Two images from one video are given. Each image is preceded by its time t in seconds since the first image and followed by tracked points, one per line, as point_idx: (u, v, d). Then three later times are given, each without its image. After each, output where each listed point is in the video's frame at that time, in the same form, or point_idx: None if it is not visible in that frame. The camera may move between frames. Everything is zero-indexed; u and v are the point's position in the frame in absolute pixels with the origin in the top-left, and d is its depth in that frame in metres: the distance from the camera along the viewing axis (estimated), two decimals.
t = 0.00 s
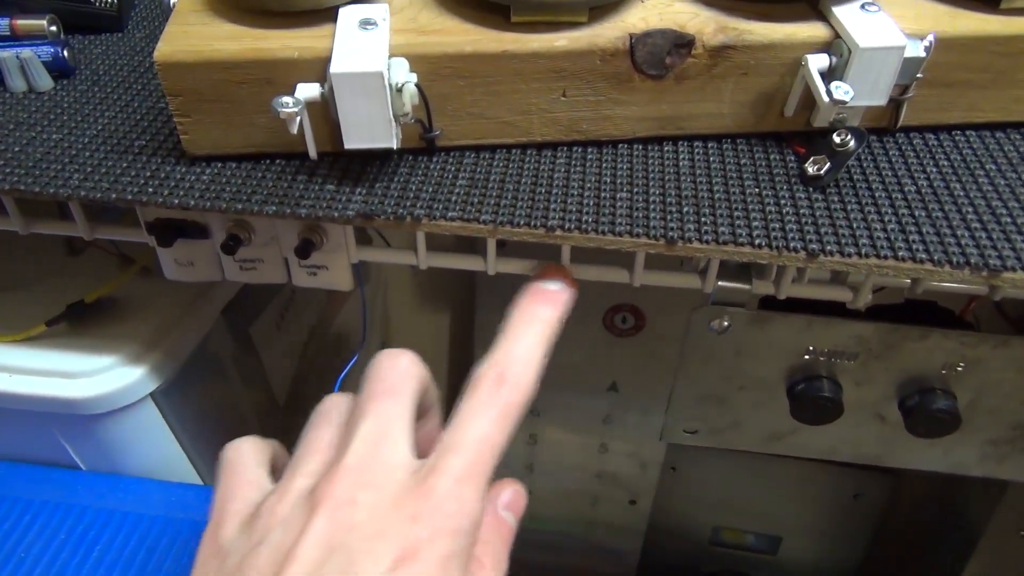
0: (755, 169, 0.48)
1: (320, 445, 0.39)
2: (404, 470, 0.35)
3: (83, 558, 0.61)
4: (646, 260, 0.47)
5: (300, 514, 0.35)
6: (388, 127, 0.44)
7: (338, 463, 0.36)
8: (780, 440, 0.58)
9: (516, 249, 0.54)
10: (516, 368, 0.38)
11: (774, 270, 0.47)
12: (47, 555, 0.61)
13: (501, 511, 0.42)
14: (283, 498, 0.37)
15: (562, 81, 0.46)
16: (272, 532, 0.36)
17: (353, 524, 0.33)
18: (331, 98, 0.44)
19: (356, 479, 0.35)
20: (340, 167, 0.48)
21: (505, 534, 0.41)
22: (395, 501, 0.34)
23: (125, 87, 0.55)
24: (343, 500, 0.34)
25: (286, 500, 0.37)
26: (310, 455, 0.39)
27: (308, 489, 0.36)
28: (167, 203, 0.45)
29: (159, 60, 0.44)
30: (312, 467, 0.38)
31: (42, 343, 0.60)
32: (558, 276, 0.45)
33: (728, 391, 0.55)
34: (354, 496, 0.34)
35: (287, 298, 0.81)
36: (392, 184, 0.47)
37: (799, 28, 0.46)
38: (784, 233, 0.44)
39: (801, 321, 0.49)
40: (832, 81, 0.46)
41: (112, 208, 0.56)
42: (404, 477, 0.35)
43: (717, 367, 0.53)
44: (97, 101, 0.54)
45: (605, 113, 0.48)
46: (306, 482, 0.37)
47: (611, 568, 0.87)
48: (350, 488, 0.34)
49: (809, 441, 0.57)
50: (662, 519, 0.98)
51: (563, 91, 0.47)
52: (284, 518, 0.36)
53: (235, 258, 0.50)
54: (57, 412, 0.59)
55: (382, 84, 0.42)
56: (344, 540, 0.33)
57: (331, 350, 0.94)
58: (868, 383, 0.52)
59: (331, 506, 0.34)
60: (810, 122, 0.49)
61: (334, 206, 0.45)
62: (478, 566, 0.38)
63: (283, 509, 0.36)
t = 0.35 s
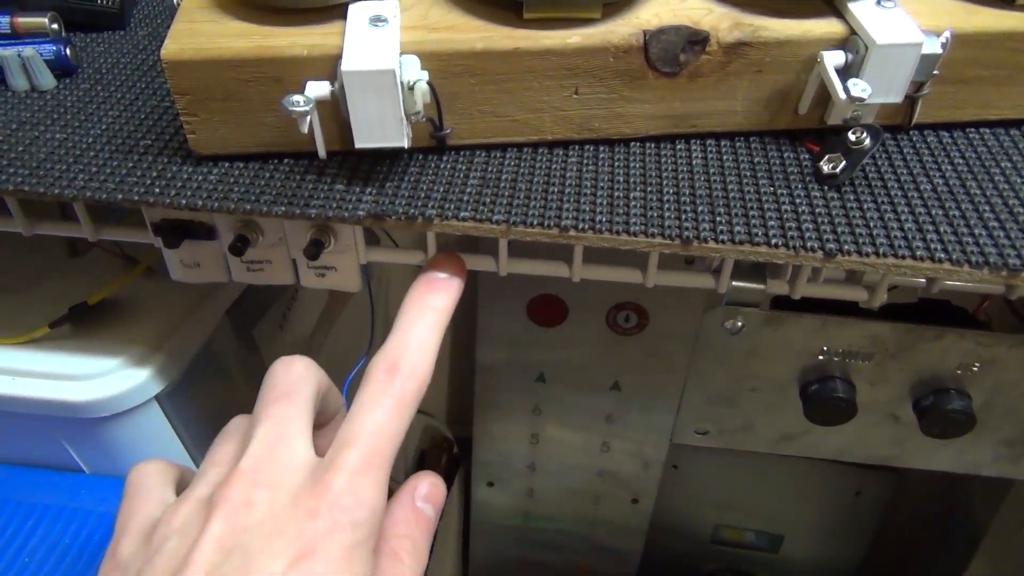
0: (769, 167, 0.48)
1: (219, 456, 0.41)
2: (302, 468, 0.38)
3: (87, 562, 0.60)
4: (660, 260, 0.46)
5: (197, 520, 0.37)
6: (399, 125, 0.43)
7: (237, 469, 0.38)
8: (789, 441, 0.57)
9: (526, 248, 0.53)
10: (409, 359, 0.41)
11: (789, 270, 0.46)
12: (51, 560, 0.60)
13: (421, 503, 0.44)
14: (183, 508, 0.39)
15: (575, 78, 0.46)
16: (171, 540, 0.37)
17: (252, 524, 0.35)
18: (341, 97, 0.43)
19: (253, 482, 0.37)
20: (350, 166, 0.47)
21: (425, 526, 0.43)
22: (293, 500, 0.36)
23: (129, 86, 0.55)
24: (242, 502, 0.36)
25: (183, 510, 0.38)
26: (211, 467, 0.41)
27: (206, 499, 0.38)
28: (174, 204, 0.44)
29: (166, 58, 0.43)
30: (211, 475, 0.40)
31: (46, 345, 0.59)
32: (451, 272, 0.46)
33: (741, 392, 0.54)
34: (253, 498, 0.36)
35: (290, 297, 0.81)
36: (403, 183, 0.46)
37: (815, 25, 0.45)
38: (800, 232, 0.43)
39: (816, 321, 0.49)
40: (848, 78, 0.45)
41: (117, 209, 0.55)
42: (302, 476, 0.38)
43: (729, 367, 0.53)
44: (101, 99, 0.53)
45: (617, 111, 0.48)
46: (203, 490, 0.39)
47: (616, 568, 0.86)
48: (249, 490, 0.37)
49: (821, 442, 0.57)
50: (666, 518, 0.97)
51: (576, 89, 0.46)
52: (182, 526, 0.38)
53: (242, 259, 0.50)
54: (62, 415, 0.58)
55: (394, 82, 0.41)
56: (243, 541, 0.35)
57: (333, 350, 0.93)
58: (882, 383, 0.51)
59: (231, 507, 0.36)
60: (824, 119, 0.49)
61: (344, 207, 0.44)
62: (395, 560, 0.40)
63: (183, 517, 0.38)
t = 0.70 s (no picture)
0: (751, 173, 0.48)
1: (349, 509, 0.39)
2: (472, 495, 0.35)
3: (76, 568, 0.60)
4: (642, 265, 0.47)
5: None
6: (383, 132, 0.44)
7: (365, 548, 0.34)
8: (775, 444, 0.58)
9: (512, 253, 0.54)
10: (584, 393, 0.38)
11: (771, 275, 0.47)
12: (37, 565, 0.60)
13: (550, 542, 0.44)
14: None
15: (559, 85, 0.46)
16: None
17: None
18: (326, 103, 0.43)
19: None
20: (336, 172, 0.47)
21: None
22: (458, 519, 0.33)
23: (116, 91, 0.55)
24: None
25: (352, 511, 0.38)
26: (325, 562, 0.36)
27: None
28: (160, 210, 0.44)
29: (151, 65, 0.43)
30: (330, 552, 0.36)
31: (34, 349, 0.59)
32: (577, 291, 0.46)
33: (726, 396, 0.55)
34: None
35: (281, 300, 0.81)
36: (388, 189, 0.46)
37: (796, 32, 0.46)
38: (781, 238, 0.44)
39: (798, 326, 0.49)
40: (829, 86, 0.46)
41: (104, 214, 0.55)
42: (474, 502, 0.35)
43: (714, 371, 0.53)
44: (88, 105, 0.53)
45: (602, 118, 0.48)
46: (327, 573, 0.35)
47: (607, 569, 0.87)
48: None
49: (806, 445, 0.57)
50: (658, 519, 0.98)
51: (560, 96, 0.46)
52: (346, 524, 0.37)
53: (228, 264, 0.50)
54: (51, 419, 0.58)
55: (378, 90, 0.42)
56: None
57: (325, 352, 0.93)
58: (864, 387, 0.52)
59: None
60: (807, 126, 0.49)
61: (329, 212, 0.45)
62: None
63: None
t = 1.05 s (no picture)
0: (728, 175, 0.49)
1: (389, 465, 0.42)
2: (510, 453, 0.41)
3: (61, 568, 0.60)
4: (620, 266, 0.47)
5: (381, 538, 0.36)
6: (361, 136, 0.44)
7: (410, 491, 0.38)
8: (756, 443, 0.58)
9: (493, 255, 0.54)
10: (614, 364, 0.42)
11: (747, 276, 0.47)
12: (23, 565, 0.60)
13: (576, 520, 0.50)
14: (353, 537, 0.37)
15: (536, 88, 0.46)
16: None
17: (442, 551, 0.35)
18: (304, 108, 0.44)
19: (424, 526, 0.36)
20: (316, 175, 0.48)
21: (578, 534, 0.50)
22: (501, 470, 0.38)
23: (100, 95, 0.55)
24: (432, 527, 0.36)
25: (394, 459, 0.41)
26: (368, 507, 0.38)
27: (380, 517, 0.38)
28: (140, 213, 0.45)
29: (130, 70, 0.43)
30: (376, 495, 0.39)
31: (20, 352, 0.59)
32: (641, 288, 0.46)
33: (706, 396, 0.55)
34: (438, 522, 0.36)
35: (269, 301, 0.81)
36: (368, 192, 0.47)
37: (770, 35, 0.46)
38: (755, 239, 0.44)
39: (775, 326, 0.50)
40: (804, 89, 0.46)
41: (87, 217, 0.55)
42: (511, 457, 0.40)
43: (694, 372, 0.54)
44: (71, 109, 0.54)
45: (579, 121, 0.48)
46: (374, 515, 0.38)
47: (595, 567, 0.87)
48: (421, 521, 0.36)
49: (786, 444, 0.58)
50: (647, 517, 0.98)
51: (537, 99, 0.47)
52: (389, 473, 0.40)
53: (210, 268, 0.50)
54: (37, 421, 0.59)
55: (355, 94, 0.42)
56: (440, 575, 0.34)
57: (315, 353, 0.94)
58: (842, 386, 0.52)
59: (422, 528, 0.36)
60: (783, 128, 0.49)
61: (308, 215, 0.45)
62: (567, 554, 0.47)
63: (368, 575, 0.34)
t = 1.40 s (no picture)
0: (709, 172, 0.49)
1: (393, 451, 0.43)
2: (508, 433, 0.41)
3: (51, 568, 0.61)
4: (602, 263, 0.48)
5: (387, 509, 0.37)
6: (343, 136, 0.45)
7: (410, 466, 0.38)
8: (740, 439, 0.59)
9: (479, 253, 0.55)
10: (606, 342, 0.42)
11: (728, 272, 0.48)
12: (14, 565, 0.61)
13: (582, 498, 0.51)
14: (354, 510, 0.38)
15: (517, 87, 0.47)
16: (348, 549, 0.35)
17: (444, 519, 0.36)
18: (286, 108, 0.44)
19: (422, 499, 0.36)
20: (300, 175, 0.48)
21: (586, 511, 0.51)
22: (500, 443, 0.38)
23: (86, 97, 0.55)
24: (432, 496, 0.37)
25: (394, 442, 0.42)
26: (371, 482, 0.39)
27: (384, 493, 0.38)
28: (125, 214, 0.45)
29: (114, 71, 0.44)
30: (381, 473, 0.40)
31: (9, 353, 0.60)
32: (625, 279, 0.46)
33: (690, 392, 0.56)
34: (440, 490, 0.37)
35: (259, 302, 0.82)
36: (351, 191, 0.47)
37: (748, 34, 0.46)
38: (735, 235, 0.45)
39: (755, 322, 0.50)
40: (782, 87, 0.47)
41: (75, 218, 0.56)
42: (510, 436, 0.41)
43: (677, 368, 0.54)
44: (57, 111, 0.54)
45: (561, 120, 0.49)
46: (375, 490, 0.39)
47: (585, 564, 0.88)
48: (421, 489, 0.36)
49: (770, 440, 0.58)
50: (638, 515, 0.99)
51: (518, 98, 0.47)
52: (390, 454, 0.41)
53: (196, 267, 0.51)
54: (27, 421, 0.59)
55: (336, 94, 0.42)
56: (442, 541, 0.34)
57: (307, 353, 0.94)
58: (824, 381, 0.53)
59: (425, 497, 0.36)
60: (763, 126, 0.50)
61: (292, 214, 0.45)
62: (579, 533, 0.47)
63: (369, 541, 0.35)
